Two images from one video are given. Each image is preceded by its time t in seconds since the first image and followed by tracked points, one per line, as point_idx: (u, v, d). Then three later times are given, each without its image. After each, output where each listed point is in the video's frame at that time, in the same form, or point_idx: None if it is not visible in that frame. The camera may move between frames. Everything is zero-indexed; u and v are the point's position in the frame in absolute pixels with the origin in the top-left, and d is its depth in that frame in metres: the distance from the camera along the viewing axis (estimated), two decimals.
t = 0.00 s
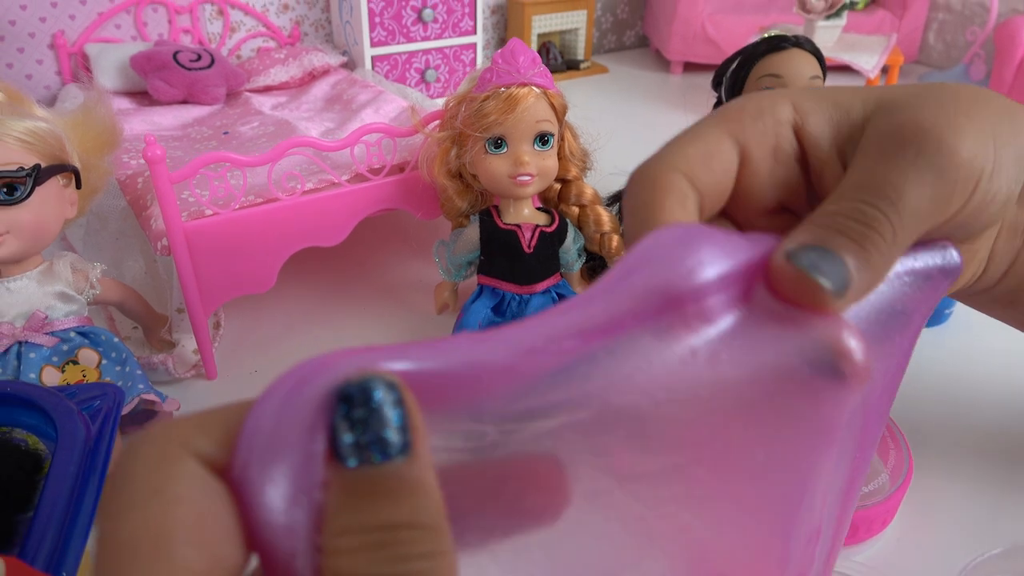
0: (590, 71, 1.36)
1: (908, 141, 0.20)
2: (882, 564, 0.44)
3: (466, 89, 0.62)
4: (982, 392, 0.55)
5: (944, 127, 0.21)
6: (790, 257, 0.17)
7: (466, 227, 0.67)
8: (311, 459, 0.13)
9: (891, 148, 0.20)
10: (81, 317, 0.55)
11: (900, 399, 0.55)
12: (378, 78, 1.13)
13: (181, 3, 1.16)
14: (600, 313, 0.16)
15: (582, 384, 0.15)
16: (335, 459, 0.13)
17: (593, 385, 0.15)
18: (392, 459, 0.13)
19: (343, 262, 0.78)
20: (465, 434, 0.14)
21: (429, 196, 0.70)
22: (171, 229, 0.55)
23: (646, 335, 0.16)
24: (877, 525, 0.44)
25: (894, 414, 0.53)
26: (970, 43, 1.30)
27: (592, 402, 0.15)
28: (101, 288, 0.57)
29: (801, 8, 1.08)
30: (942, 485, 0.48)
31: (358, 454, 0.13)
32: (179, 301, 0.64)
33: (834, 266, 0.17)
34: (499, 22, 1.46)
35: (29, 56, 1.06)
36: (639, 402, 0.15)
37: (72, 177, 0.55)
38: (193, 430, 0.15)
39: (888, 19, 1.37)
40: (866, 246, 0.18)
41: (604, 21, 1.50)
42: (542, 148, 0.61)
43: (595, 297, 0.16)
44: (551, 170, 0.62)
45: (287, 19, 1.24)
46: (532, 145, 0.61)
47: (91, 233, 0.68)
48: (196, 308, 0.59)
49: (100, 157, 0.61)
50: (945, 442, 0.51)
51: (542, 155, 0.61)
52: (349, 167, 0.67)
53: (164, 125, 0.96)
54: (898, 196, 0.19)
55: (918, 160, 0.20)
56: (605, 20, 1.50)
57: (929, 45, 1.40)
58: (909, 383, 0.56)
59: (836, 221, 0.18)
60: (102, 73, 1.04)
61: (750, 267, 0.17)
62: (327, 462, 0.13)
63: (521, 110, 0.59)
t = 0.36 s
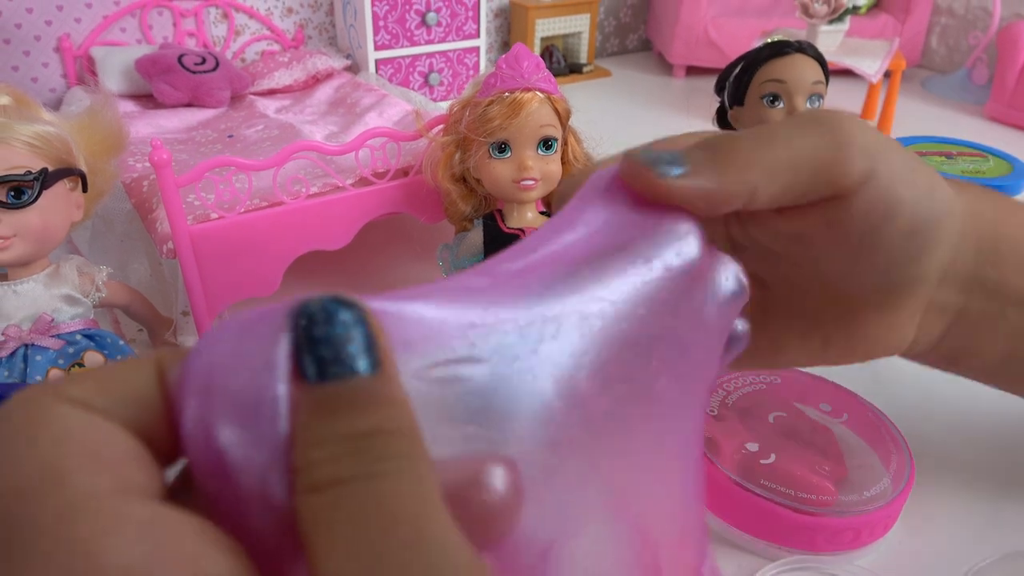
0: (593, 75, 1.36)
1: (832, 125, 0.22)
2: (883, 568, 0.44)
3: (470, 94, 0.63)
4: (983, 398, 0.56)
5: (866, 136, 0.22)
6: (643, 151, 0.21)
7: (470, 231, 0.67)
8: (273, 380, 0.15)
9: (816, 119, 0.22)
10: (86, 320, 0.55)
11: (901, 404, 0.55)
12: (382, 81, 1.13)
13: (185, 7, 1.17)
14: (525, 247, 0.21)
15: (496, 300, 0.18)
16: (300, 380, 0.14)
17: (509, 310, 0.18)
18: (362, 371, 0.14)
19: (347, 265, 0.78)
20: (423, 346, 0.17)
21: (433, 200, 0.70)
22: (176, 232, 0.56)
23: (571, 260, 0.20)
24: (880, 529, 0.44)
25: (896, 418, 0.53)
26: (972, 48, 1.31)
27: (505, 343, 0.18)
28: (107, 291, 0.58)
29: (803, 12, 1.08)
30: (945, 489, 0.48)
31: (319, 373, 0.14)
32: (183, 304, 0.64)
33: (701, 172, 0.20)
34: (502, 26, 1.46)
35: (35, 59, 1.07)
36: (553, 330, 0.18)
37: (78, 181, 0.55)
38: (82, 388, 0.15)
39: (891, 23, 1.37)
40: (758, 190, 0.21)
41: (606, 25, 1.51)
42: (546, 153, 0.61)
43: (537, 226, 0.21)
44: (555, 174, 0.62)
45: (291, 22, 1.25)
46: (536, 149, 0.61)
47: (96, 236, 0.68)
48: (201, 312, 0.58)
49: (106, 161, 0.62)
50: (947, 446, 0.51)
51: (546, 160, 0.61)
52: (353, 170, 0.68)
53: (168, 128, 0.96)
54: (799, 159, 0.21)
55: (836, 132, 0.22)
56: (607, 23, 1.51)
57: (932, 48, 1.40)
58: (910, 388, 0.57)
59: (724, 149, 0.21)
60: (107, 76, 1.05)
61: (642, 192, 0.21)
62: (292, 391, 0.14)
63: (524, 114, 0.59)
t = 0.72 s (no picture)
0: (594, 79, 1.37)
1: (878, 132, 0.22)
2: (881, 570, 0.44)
3: (472, 99, 0.63)
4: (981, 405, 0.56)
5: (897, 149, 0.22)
6: (694, 48, 0.22)
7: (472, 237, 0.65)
8: (465, 259, 0.15)
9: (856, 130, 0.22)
10: (91, 323, 0.55)
11: (901, 409, 0.55)
12: (383, 85, 1.14)
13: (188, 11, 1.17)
14: (590, 142, 0.20)
15: (595, 201, 0.19)
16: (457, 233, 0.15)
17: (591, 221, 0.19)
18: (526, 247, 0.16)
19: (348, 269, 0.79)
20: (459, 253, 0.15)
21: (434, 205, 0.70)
22: (179, 236, 0.56)
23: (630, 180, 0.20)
24: (879, 531, 0.45)
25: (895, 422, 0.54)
26: (972, 52, 1.32)
27: (595, 233, 0.18)
28: (113, 295, 0.58)
29: (804, 16, 1.09)
30: (944, 493, 0.49)
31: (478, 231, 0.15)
32: (187, 308, 0.66)
33: (721, 94, 0.21)
34: (503, 30, 1.47)
35: (38, 62, 1.07)
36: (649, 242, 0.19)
37: (84, 185, 0.56)
38: (327, 153, 0.13)
39: (890, 27, 1.37)
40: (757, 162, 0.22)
41: (607, 29, 1.52)
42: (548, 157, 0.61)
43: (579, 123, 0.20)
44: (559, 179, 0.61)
45: (293, 26, 1.25)
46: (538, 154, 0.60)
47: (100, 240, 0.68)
48: (205, 317, 0.57)
49: (111, 165, 0.62)
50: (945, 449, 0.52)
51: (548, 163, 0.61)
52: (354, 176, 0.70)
53: (171, 132, 0.97)
54: (809, 151, 0.21)
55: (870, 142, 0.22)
56: (608, 27, 1.52)
57: (932, 52, 1.41)
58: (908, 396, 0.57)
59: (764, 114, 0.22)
60: (110, 79, 1.05)
61: (687, 114, 0.21)
62: (480, 242, 0.15)
63: (526, 119, 0.59)
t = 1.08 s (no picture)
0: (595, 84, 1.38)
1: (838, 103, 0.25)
2: None
3: (474, 106, 0.64)
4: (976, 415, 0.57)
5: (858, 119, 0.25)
6: (670, 30, 0.23)
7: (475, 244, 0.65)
8: (347, 347, 0.15)
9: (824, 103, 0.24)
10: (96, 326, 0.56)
11: (898, 417, 0.56)
12: (386, 89, 1.14)
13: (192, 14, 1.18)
14: (529, 139, 0.19)
15: (515, 225, 0.18)
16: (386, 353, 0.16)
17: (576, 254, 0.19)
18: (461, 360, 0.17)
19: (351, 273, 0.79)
20: (444, 294, 0.17)
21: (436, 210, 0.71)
22: (185, 241, 0.56)
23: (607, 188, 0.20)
24: (877, 539, 0.45)
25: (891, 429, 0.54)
26: (972, 59, 1.32)
27: (553, 228, 0.19)
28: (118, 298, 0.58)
29: (806, 23, 1.10)
30: (938, 500, 0.49)
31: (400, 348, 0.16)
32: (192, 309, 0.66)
33: (692, 79, 0.22)
34: (505, 34, 1.48)
35: (43, 65, 1.08)
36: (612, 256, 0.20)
37: (89, 190, 0.56)
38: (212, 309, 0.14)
39: (891, 34, 1.38)
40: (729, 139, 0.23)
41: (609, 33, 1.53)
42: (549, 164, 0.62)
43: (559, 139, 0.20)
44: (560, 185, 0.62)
45: (297, 30, 1.26)
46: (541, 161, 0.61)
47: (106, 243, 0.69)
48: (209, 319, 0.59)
49: (116, 170, 0.63)
50: (939, 456, 0.53)
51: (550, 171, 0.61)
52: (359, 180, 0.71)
53: (175, 135, 0.97)
54: (775, 129, 0.24)
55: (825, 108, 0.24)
56: (610, 32, 1.53)
57: (932, 59, 1.41)
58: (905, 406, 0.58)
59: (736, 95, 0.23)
60: (114, 82, 1.06)
61: (661, 93, 0.22)
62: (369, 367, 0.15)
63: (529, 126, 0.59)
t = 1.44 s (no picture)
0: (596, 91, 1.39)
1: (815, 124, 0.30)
2: None
3: (478, 118, 0.65)
4: (966, 432, 0.58)
5: (850, 148, 0.30)
6: (664, 65, 0.27)
7: (475, 250, 0.68)
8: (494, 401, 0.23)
9: (809, 131, 0.29)
10: (104, 332, 0.56)
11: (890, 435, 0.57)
12: (388, 96, 1.16)
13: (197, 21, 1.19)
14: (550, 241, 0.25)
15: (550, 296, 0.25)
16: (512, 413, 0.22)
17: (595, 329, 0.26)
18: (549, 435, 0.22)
19: (355, 279, 0.80)
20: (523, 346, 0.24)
21: (438, 219, 0.72)
22: (192, 249, 0.57)
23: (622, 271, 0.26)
24: (868, 548, 0.46)
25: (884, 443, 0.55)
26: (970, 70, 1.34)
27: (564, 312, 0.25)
28: (125, 305, 0.59)
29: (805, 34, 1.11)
30: (926, 512, 0.51)
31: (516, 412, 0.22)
32: (197, 317, 0.67)
33: (683, 111, 0.27)
34: (507, 41, 1.49)
35: (48, 70, 1.09)
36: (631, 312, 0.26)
37: (98, 198, 0.57)
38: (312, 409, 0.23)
39: (890, 44, 1.40)
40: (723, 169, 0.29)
41: (610, 41, 1.55)
42: (550, 175, 0.63)
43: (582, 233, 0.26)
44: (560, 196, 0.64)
45: (300, 36, 1.27)
46: (541, 172, 0.62)
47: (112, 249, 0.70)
48: (214, 325, 0.60)
49: (123, 177, 0.64)
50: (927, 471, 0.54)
51: (551, 182, 0.63)
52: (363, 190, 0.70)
53: (180, 141, 0.98)
54: (767, 162, 0.29)
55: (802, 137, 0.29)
56: (610, 40, 1.55)
57: (930, 69, 1.43)
58: (896, 423, 0.59)
59: (721, 121, 0.28)
60: (119, 88, 1.07)
61: (659, 127, 0.27)
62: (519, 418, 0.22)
63: (531, 138, 0.61)
